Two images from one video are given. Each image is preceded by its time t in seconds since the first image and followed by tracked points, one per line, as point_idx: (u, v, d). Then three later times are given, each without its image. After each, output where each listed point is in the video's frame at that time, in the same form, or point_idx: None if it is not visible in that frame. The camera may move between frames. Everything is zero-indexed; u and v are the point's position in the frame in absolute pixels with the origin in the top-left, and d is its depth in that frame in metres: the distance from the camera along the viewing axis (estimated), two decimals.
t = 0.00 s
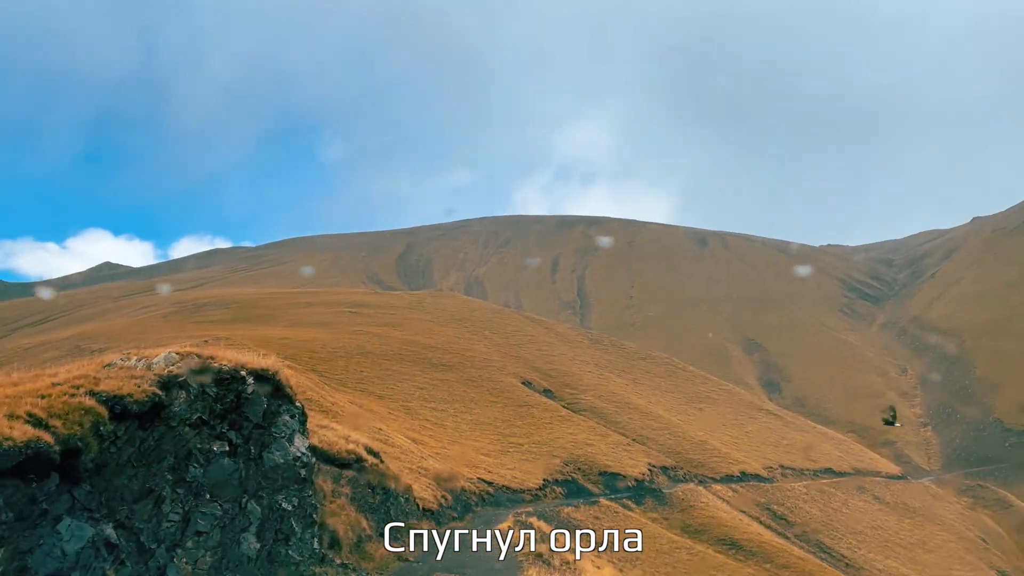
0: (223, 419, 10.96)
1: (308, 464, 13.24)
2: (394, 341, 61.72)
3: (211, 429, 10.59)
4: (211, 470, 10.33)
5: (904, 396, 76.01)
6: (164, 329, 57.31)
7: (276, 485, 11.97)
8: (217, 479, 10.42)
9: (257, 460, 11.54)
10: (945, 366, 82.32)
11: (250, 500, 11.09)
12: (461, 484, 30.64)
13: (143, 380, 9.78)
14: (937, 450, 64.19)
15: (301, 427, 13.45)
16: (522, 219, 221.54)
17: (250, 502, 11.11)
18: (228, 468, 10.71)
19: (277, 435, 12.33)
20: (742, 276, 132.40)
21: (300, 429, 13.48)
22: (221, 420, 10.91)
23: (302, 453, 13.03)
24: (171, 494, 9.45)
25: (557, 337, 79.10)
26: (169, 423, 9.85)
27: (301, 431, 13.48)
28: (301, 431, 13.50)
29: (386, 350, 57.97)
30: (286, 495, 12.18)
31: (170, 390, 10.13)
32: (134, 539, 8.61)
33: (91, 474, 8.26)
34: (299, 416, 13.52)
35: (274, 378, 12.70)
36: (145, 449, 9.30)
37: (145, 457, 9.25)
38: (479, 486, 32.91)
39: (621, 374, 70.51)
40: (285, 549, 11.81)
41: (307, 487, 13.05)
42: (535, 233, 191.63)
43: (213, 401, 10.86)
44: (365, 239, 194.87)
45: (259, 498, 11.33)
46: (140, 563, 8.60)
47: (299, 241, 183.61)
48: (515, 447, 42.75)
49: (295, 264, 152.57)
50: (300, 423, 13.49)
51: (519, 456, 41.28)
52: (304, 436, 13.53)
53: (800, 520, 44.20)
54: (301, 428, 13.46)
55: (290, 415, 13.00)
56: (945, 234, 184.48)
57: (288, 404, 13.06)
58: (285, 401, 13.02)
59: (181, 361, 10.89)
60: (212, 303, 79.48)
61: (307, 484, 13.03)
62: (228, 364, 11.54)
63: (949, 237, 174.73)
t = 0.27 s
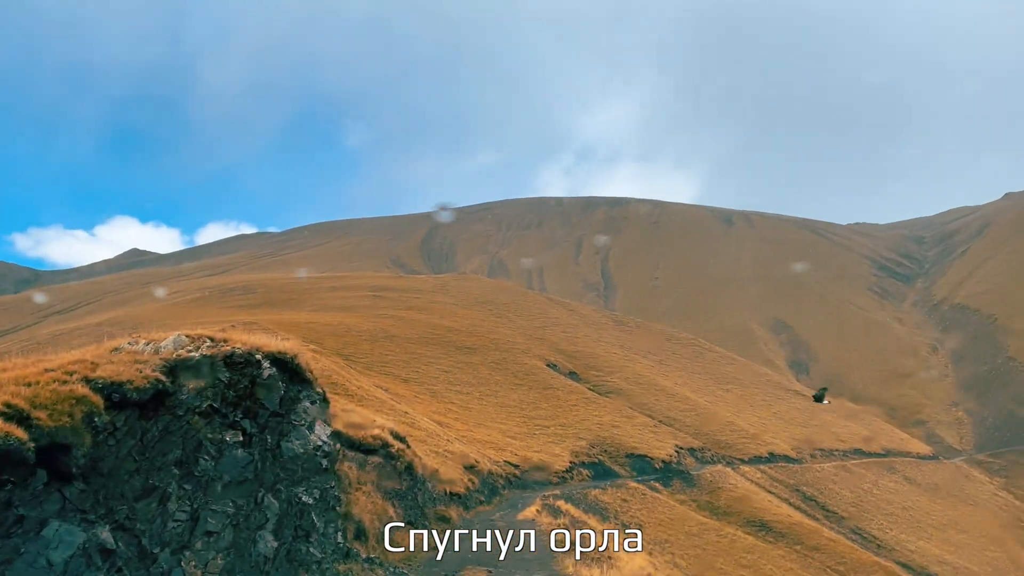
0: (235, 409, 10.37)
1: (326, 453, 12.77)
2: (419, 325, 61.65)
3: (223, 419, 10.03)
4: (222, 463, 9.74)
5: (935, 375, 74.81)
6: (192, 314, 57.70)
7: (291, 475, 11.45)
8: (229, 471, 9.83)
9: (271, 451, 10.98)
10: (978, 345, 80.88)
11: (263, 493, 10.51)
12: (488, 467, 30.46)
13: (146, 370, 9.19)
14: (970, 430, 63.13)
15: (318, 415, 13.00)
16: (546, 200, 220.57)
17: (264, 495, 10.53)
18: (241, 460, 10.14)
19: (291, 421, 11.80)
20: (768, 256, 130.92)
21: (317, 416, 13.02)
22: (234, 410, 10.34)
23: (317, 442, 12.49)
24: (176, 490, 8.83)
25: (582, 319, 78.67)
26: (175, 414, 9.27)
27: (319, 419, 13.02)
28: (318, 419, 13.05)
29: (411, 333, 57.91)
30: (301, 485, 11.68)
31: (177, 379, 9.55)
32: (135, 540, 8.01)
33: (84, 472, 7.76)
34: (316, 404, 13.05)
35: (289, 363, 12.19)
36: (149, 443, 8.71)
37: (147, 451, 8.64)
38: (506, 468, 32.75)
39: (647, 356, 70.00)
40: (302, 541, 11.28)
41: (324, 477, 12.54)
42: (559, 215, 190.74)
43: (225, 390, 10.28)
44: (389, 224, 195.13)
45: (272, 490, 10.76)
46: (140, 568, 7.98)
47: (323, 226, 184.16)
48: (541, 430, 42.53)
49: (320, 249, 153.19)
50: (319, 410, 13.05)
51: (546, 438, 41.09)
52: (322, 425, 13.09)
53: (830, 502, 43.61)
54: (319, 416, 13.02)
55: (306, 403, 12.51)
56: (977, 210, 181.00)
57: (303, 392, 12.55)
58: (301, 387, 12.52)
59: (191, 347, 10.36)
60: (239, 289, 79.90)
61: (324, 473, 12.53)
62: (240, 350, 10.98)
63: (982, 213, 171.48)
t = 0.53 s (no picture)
0: (235, 402, 8.49)
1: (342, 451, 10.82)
2: (441, 307, 61.50)
3: (219, 412, 8.16)
4: (219, 464, 7.85)
5: (964, 352, 73.52)
6: (215, 298, 57.95)
7: (304, 477, 9.48)
8: (227, 473, 7.92)
9: (279, 449, 9.06)
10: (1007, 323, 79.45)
11: (271, 498, 8.58)
12: (511, 449, 30.22)
13: (122, 359, 7.38)
14: (999, 409, 62.15)
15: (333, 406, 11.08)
16: (566, 181, 219.76)
17: (272, 499, 8.60)
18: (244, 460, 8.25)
19: (301, 414, 9.87)
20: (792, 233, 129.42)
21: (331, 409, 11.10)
22: (232, 402, 8.46)
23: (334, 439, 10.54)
24: (161, 496, 7.02)
25: (604, 300, 78.18)
26: (159, 408, 7.43)
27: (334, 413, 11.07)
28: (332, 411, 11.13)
29: (432, 316, 57.75)
30: (314, 489, 9.70)
31: (164, 369, 7.75)
32: (105, 561, 6.21)
33: (48, 476, 6.03)
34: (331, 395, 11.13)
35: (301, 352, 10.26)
36: (124, 440, 6.91)
37: (123, 452, 6.84)
38: (529, 451, 32.53)
39: (670, 336, 69.43)
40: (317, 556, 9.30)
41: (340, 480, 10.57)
42: (579, 196, 189.97)
43: (222, 380, 8.42)
44: (410, 206, 195.45)
45: (282, 495, 8.83)
46: None
47: (343, 209, 184.79)
48: (564, 411, 42.21)
49: (341, 232, 153.60)
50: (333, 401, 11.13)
51: (568, 420, 40.81)
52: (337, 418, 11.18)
53: (857, 481, 42.96)
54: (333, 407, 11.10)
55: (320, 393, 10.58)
56: (1006, 185, 177.83)
57: (318, 382, 10.63)
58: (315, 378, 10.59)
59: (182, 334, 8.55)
60: (261, 272, 80.21)
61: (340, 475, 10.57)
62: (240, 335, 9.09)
63: (1010, 188, 168.48)
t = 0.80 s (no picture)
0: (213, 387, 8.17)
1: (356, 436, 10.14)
2: (456, 286, 61.13)
3: (197, 395, 7.93)
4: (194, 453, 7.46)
5: (987, 326, 72.35)
6: (230, 280, 57.89)
7: (311, 460, 8.90)
8: (206, 461, 7.51)
9: (272, 432, 8.61)
10: None
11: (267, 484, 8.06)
12: (527, 427, 29.91)
13: (75, 335, 7.22)
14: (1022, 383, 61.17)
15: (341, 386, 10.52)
16: (582, 159, 218.09)
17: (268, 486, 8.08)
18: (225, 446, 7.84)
19: (298, 395, 9.40)
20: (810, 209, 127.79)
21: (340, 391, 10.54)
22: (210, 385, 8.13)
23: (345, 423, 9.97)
24: (122, 489, 6.67)
25: (621, 278, 77.51)
26: (119, 394, 7.19)
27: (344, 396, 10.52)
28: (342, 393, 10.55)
29: (448, 295, 57.39)
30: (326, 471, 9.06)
31: (131, 344, 7.66)
32: (44, 571, 5.77)
33: None
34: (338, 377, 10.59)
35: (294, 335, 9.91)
36: (74, 428, 6.65)
37: (79, 439, 6.62)
38: (545, 429, 32.20)
39: (687, 313, 68.76)
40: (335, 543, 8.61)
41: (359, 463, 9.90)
42: (595, 174, 188.62)
43: (198, 364, 8.15)
44: (425, 186, 195.13)
45: (282, 482, 8.28)
46: None
47: (358, 190, 184.58)
48: (580, 389, 41.84)
49: (356, 212, 153.33)
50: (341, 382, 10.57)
51: (585, 397, 40.46)
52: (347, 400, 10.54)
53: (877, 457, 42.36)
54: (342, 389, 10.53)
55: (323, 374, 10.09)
56: None
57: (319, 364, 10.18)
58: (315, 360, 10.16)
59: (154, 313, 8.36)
60: (278, 253, 80.10)
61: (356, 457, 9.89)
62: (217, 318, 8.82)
63: None
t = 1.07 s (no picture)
0: (201, 348, 5.71)
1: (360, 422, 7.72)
2: (469, 266, 60.80)
3: (171, 365, 5.35)
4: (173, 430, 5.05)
5: (1005, 303, 71.42)
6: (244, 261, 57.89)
7: (309, 441, 6.49)
8: (184, 443, 5.11)
9: (267, 409, 6.16)
10: None
11: (255, 469, 5.69)
12: (542, 408, 29.61)
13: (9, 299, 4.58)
14: None
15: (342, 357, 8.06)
16: (595, 138, 216.65)
17: (254, 471, 5.69)
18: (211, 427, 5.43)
19: (293, 369, 6.68)
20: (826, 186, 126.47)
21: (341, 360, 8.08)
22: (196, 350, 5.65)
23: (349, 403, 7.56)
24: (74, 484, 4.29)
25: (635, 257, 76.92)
26: (73, 362, 4.66)
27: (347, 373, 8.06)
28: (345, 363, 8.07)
29: (460, 275, 57.06)
30: (327, 457, 6.60)
31: (94, 309, 5.00)
32: None
33: None
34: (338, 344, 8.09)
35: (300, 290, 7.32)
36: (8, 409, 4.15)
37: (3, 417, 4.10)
38: (561, 409, 31.89)
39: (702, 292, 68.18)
40: (328, 540, 6.10)
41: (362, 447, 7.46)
42: (608, 153, 187.42)
43: (178, 320, 5.64)
44: (436, 166, 194.53)
45: (275, 469, 5.92)
46: None
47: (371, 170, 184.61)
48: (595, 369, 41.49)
49: (369, 192, 153.03)
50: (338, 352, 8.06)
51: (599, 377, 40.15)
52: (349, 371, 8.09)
53: (895, 436, 41.82)
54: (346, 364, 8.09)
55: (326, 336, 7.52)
56: None
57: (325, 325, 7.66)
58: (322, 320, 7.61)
59: (128, 265, 5.75)
60: (291, 234, 79.99)
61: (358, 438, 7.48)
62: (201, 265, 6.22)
63: None
